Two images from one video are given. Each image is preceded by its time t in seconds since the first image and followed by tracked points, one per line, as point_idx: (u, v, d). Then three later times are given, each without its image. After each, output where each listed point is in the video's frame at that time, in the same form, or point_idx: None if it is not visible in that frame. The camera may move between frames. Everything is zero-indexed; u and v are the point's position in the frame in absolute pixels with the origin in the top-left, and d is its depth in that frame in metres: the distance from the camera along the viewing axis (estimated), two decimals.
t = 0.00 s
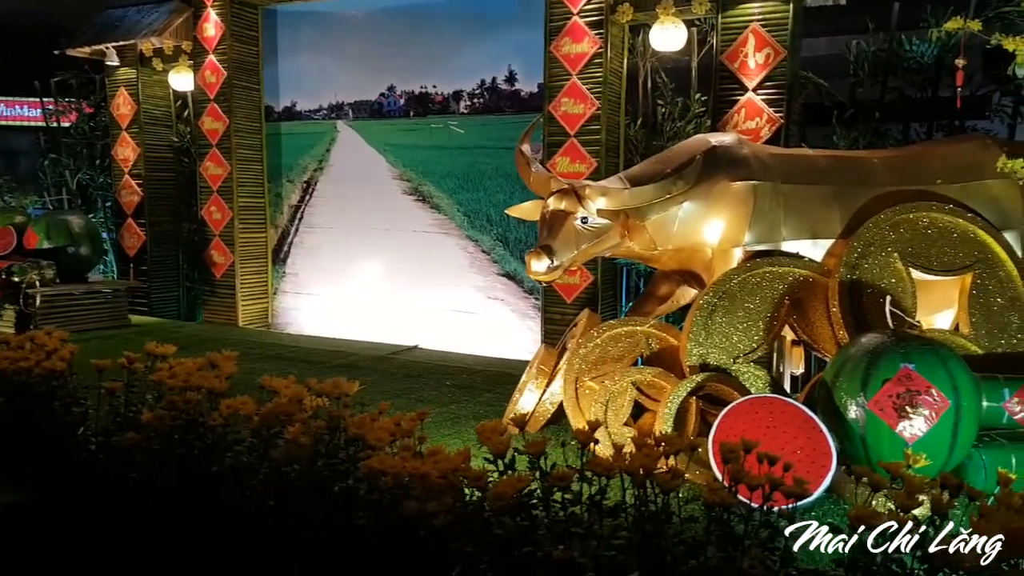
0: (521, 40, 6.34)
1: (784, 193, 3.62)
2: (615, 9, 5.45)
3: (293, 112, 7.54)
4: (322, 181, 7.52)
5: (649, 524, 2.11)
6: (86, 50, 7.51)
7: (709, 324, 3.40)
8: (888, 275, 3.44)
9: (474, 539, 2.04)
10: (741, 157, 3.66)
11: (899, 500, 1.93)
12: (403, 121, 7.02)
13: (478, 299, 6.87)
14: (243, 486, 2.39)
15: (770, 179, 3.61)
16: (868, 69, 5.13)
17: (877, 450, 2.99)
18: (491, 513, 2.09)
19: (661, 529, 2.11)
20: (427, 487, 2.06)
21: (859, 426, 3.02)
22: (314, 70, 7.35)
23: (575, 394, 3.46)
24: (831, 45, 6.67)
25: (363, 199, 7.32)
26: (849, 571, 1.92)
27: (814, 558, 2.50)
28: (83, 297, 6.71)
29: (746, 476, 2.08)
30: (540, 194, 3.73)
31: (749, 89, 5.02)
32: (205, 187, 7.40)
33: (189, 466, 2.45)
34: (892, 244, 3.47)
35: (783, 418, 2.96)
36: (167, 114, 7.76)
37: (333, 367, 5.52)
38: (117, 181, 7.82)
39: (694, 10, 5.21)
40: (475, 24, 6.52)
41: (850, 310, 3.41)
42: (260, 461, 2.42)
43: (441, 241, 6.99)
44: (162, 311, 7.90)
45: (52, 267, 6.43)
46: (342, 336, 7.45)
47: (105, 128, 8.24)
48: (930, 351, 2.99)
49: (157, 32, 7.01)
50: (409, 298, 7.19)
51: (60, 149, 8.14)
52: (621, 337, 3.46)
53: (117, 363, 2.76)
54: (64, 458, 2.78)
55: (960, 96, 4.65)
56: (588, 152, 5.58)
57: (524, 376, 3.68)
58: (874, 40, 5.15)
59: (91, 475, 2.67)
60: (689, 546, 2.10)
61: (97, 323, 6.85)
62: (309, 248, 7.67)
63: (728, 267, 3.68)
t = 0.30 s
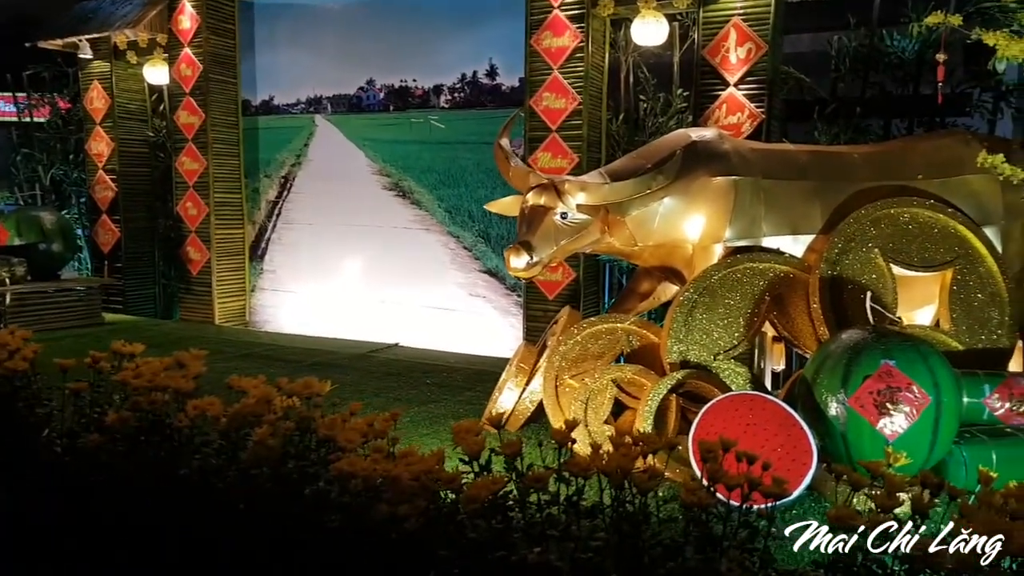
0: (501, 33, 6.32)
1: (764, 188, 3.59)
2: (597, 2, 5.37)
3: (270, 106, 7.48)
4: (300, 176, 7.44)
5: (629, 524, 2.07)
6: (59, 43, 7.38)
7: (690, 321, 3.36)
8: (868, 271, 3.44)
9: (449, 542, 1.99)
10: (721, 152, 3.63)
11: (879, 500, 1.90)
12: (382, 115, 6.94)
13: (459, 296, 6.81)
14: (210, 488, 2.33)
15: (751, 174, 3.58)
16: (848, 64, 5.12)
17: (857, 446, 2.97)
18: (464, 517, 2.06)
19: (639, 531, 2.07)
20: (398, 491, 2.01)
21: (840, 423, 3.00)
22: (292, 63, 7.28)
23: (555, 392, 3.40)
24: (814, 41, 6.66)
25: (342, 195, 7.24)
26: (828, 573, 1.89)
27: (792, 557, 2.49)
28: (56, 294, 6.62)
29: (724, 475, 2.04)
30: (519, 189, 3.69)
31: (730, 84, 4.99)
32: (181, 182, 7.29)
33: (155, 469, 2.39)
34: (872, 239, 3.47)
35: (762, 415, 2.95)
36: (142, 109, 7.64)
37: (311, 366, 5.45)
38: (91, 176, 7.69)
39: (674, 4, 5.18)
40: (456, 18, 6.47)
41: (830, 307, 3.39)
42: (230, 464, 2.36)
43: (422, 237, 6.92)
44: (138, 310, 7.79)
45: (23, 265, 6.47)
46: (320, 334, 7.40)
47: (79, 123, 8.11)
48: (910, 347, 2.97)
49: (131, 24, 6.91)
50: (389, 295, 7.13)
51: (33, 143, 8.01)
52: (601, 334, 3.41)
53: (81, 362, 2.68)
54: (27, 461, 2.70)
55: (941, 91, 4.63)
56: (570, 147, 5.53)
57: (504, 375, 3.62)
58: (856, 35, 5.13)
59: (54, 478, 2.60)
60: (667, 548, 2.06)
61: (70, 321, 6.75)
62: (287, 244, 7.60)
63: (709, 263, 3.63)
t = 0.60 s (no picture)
0: (475, 24, 6.27)
1: (742, 184, 3.57)
2: None
3: (238, 98, 7.37)
4: (269, 170, 7.31)
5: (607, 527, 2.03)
6: (18, 32, 7.18)
7: (668, 318, 3.34)
8: (844, 266, 3.44)
9: (422, 550, 1.94)
10: (699, 147, 3.60)
11: (861, 501, 1.88)
12: (355, 107, 6.85)
13: (435, 293, 6.74)
14: (170, 497, 2.25)
15: (728, 169, 3.55)
16: (825, 60, 5.11)
17: (835, 443, 2.96)
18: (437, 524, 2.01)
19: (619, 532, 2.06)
20: (368, 498, 1.99)
21: (817, 420, 2.98)
22: (261, 54, 7.18)
23: (533, 390, 3.35)
24: (791, 37, 6.65)
25: (314, 190, 7.13)
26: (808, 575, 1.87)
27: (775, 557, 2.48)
28: (15, 293, 6.48)
29: (704, 477, 2.00)
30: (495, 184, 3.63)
31: (707, 79, 4.96)
32: (146, 177, 7.15)
33: (113, 478, 2.32)
34: (849, 235, 3.47)
35: (740, 412, 2.94)
36: (105, 100, 7.46)
37: (282, 365, 5.36)
38: (52, 170, 7.51)
39: None
40: (431, 9, 6.40)
41: (807, 303, 3.37)
42: (192, 470, 2.29)
43: (396, 232, 6.82)
44: (101, 309, 7.61)
45: None
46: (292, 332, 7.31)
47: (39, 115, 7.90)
48: (888, 343, 2.96)
49: (93, 12, 6.79)
50: (363, 292, 7.04)
51: None
52: (579, 331, 3.36)
53: (35, 366, 2.59)
54: None
55: (917, 87, 4.64)
56: (548, 142, 5.47)
57: (481, 374, 3.55)
58: (832, 30, 5.13)
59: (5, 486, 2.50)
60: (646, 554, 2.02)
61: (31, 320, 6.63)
62: (258, 240, 7.48)
63: (687, 260, 3.61)
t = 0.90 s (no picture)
0: (431, 14, 6.20)
1: (702, 178, 3.54)
2: None
3: (184, 88, 7.17)
4: (216, 163, 7.13)
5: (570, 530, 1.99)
6: None
7: (630, 313, 3.30)
8: (803, 260, 3.44)
9: (378, 558, 1.91)
10: (660, 141, 3.57)
11: (830, 499, 1.85)
12: (304, 98, 6.72)
13: (391, 289, 6.63)
14: (109, 506, 2.18)
15: (689, 163, 3.53)
16: (782, 54, 5.13)
17: (796, 437, 2.94)
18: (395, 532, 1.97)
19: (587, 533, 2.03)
20: (323, 506, 1.91)
21: (779, 415, 2.96)
22: (207, 43, 7.02)
23: (494, 389, 3.28)
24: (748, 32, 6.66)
25: (264, 184, 6.95)
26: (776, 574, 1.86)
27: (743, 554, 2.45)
28: None
29: (671, 476, 1.97)
30: (453, 177, 3.55)
31: (666, 73, 4.95)
32: (86, 170, 6.91)
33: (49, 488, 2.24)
34: (807, 229, 3.47)
35: (703, 407, 2.92)
36: (43, 90, 7.20)
37: (233, 365, 5.23)
38: None
39: None
40: None
41: (767, 297, 3.37)
42: (133, 478, 2.23)
43: (351, 227, 6.69)
44: (39, 309, 7.33)
45: None
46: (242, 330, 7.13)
47: None
48: (848, 337, 2.97)
49: None
50: (316, 289, 6.90)
51: None
52: (541, 328, 3.32)
53: None
54: None
55: (873, 82, 4.67)
56: (507, 135, 5.41)
57: (440, 373, 3.47)
58: (788, 25, 5.15)
59: None
60: (614, 555, 1.97)
61: None
62: (204, 235, 7.28)
63: (649, 255, 3.56)
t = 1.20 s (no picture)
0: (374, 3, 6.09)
1: (656, 172, 3.53)
2: None
3: (114, 76, 6.91)
4: (150, 155, 6.90)
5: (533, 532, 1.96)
6: None
7: (587, 308, 3.28)
8: (755, 254, 3.47)
9: (333, 568, 1.85)
10: (613, 135, 3.56)
11: (796, 494, 1.86)
12: (242, 87, 6.55)
13: (337, 285, 6.49)
14: (44, 518, 2.08)
15: (642, 158, 3.52)
16: (730, 49, 5.16)
17: (752, 429, 2.95)
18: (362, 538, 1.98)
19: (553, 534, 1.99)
20: (274, 516, 1.89)
21: (735, 408, 2.97)
22: (139, 29, 6.78)
23: (450, 388, 3.23)
24: (695, 28, 6.70)
25: (202, 178, 6.74)
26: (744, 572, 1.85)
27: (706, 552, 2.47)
28: None
29: (638, 474, 1.94)
30: (404, 170, 3.48)
31: (617, 66, 4.94)
32: (9, 162, 6.59)
33: None
34: (759, 223, 3.50)
35: (664, 402, 2.91)
36: None
37: (173, 366, 5.05)
38: None
39: None
40: None
41: (721, 291, 3.39)
42: (70, 488, 2.13)
43: (293, 222, 6.52)
44: None
45: None
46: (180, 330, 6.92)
47: None
48: (802, 330, 2.99)
49: None
50: (258, 286, 6.71)
51: None
52: (498, 324, 3.26)
53: None
54: None
55: (819, 78, 4.73)
56: (457, 127, 5.36)
57: (393, 372, 3.40)
58: (735, 21, 5.19)
59: None
60: (576, 558, 1.94)
61: None
62: (139, 231, 7.03)
63: (604, 250, 3.54)
